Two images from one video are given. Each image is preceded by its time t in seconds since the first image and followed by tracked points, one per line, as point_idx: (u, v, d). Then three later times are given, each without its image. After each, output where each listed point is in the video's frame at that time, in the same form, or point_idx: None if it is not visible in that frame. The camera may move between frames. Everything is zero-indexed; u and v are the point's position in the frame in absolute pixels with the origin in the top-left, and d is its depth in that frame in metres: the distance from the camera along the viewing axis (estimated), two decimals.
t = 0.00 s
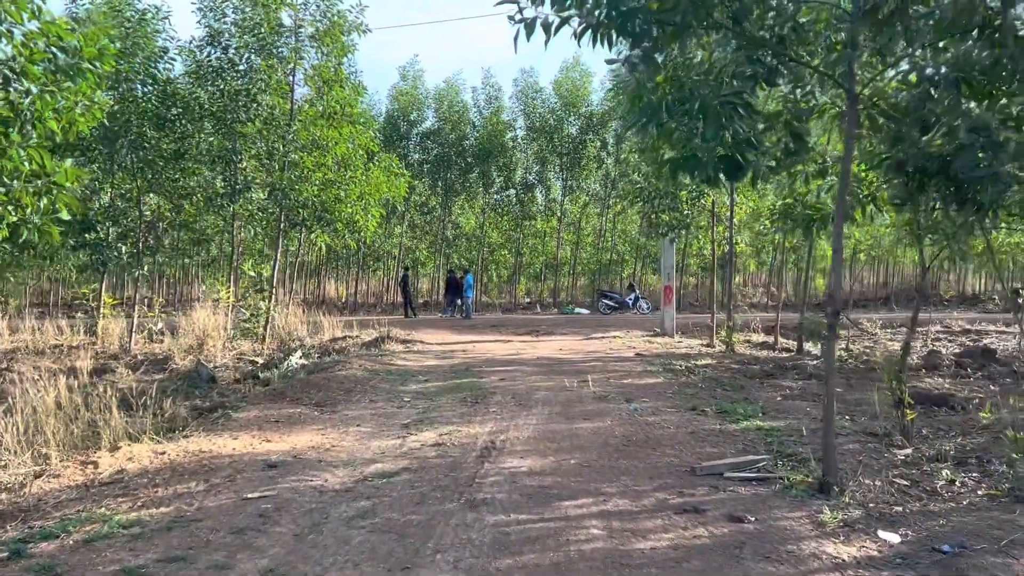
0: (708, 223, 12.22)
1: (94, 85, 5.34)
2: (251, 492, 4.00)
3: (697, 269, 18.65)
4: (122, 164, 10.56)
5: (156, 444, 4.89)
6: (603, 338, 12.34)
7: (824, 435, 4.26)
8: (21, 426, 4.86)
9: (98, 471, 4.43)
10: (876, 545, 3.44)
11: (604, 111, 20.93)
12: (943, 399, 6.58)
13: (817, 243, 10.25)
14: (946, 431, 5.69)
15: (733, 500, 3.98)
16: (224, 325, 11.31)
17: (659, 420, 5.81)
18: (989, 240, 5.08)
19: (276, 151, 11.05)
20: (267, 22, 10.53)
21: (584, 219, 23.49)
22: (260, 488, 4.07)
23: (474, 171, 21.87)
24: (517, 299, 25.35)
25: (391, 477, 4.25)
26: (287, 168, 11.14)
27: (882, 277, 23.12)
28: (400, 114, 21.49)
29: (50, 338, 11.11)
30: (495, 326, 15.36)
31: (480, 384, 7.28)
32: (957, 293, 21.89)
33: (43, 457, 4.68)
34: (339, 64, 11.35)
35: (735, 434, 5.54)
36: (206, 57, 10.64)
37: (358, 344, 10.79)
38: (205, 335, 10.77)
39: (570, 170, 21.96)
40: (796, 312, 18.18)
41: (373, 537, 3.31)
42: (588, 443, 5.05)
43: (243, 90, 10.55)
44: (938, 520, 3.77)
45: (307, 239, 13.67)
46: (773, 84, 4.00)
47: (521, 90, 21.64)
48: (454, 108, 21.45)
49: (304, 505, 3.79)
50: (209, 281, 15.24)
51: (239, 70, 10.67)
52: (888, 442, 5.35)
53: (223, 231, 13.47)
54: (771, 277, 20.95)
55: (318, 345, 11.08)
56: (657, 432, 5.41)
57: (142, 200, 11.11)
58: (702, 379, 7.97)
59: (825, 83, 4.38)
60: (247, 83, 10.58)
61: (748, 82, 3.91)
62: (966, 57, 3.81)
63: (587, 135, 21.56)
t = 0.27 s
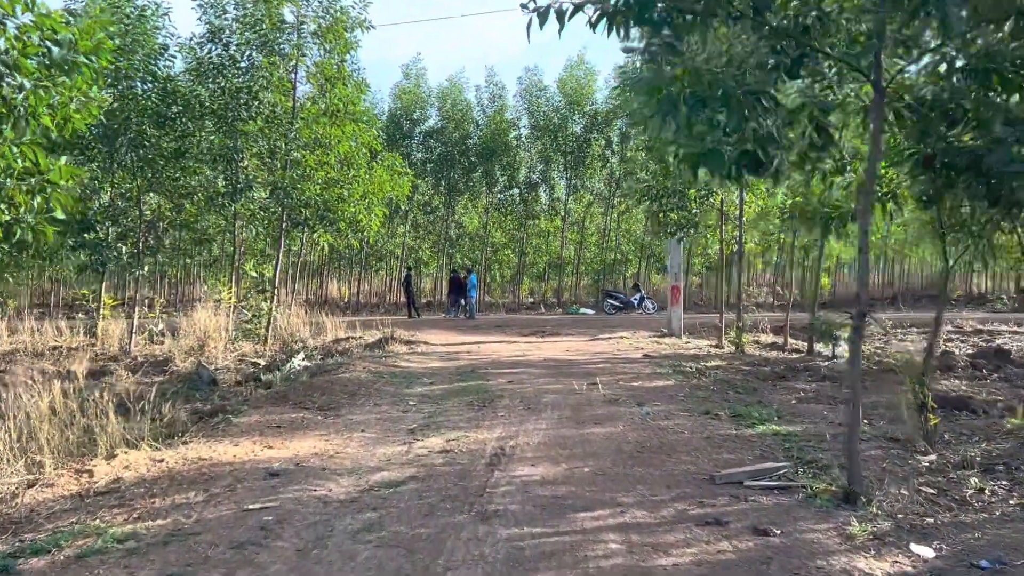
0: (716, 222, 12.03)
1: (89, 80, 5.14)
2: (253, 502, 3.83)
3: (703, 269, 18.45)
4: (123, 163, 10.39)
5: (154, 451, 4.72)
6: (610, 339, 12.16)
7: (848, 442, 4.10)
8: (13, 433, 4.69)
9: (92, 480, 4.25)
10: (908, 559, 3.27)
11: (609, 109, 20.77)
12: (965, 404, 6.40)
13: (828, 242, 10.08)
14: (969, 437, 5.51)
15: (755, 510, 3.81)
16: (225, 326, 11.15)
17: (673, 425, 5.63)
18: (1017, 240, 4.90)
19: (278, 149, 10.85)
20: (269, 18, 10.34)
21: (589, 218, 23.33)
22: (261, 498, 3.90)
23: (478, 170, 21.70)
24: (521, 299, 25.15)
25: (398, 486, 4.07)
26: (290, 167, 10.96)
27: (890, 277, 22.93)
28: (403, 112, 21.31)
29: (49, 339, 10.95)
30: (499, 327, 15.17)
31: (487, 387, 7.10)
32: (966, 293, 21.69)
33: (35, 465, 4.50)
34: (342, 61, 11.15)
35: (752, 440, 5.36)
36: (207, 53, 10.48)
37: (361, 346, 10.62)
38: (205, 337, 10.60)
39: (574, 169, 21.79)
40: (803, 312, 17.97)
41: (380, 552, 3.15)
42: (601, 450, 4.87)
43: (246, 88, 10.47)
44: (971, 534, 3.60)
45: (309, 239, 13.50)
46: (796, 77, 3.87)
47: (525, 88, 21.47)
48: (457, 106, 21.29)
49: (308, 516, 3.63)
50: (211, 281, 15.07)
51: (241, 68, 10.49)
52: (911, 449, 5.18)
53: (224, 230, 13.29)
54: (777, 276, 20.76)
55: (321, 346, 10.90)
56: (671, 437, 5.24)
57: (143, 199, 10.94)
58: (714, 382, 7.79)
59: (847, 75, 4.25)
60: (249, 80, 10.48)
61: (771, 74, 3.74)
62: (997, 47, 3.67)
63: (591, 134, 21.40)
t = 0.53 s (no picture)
0: (725, 222, 11.84)
1: (85, 79, 4.97)
2: (252, 517, 3.68)
3: (709, 270, 18.27)
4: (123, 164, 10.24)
5: (150, 461, 4.57)
6: (617, 342, 11.99)
7: (873, 452, 3.92)
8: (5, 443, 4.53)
9: (86, 492, 4.10)
10: None
11: (614, 109, 20.64)
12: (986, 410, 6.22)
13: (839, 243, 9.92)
14: (992, 445, 5.33)
15: (777, 526, 3.63)
16: (227, 329, 11.02)
17: (686, 433, 5.46)
18: None
19: (280, 150, 10.78)
20: (271, 17, 10.21)
21: (593, 218, 23.17)
22: (260, 513, 3.74)
23: (482, 170, 21.52)
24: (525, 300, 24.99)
25: (403, 499, 3.91)
26: (292, 167, 10.87)
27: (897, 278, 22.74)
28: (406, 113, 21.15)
29: (49, 342, 10.83)
30: (504, 329, 15.01)
31: (493, 393, 6.94)
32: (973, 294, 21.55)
33: (27, 477, 4.35)
34: (345, 60, 11.01)
35: (769, 448, 5.19)
36: (208, 52, 10.36)
37: (365, 349, 10.48)
38: (207, 340, 10.46)
39: (578, 169, 21.64)
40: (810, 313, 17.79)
41: (385, 571, 2.99)
42: (613, 460, 4.71)
43: (247, 87, 10.33)
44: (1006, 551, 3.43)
45: (311, 240, 13.37)
46: (822, 72, 3.65)
47: (529, 88, 21.34)
48: (461, 106, 21.15)
49: (310, 532, 3.47)
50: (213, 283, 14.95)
51: (243, 67, 10.36)
52: (934, 458, 5.00)
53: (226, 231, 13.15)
54: (784, 277, 20.57)
55: (324, 349, 10.76)
56: (685, 446, 5.06)
57: (143, 200, 10.80)
58: (725, 386, 7.61)
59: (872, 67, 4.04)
60: (251, 79, 10.33)
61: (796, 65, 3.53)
62: None
63: (596, 134, 21.25)
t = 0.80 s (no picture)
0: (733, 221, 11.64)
1: (78, 72, 4.73)
2: (247, 528, 3.51)
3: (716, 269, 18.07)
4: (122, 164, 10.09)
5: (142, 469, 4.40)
6: (623, 343, 11.80)
7: (897, 460, 3.73)
8: None
9: (74, 502, 3.93)
10: None
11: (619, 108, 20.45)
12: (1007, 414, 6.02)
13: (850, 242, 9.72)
14: (1016, 450, 5.14)
15: (798, 538, 3.44)
16: (228, 331, 10.87)
17: (698, 437, 5.27)
18: None
19: (281, 149, 10.66)
20: (272, 13, 10.01)
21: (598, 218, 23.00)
22: (254, 524, 3.56)
23: (485, 170, 21.32)
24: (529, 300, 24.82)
25: (405, 508, 3.74)
26: (293, 166, 10.74)
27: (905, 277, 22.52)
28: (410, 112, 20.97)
29: (48, 344, 10.69)
30: (508, 329, 14.84)
31: (498, 395, 6.76)
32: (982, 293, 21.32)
33: (14, 485, 4.18)
34: (347, 57, 10.81)
35: (784, 453, 5.00)
36: (208, 50, 10.18)
37: (367, 350, 10.32)
38: (207, 341, 10.31)
39: (583, 168, 21.47)
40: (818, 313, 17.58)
41: None
42: (623, 466, 4.53)
43: (246, 86, 10.13)
44: None
45: (313, 240, 13.23)
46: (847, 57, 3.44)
47: (534, 87, 21.20)
48: (465, 105, 21.00)
49: (306, 545, 3.30)
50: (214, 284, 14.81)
51: (245, 65, 10.13)
52: (957, 463, 4.81)
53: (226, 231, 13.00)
54: (791, 277, 20.37)
55: (326, 351, 10.60)
56: (698, 452, 4.86)
57: (143, 200, 10.65)
58: (735, 388, 7.42)
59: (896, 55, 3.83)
60: (252, 78, 10.14)
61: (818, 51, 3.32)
62: None
63: (601, 133, 21.08)
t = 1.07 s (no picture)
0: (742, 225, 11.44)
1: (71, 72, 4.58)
2: (241, 549, 3.33)
3: (723, 274, 17.88)
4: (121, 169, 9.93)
5: (134, 485, 4.23)
6: (630, 349, 11.61)
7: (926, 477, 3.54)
8: None
9: (62, 521, 3.75)
10: None
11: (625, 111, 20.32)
12: None
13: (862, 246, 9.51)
14: None
15: (824, 562, 3.24)
16: (230, 337, 10.73)
17: (712, 450, 5.08)
18: None
19: (283, 153, 10.55)
20: (273, 15, 9.95)
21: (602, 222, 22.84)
22: (249, 545, 3.38)
23: (490, 174, 21.18)
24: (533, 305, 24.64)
25: (408, 528, 3.56)
26: (296, 169, 10.62)
27: (913, 281, 22.31)
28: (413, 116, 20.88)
29: (47, 350, 10.54)
30: (513, 335, 14.65)
31: (504, 405, 6.58)
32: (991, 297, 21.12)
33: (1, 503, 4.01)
34: (349, 59, 10.72)
35: (802, 468, 4.80)
36: (208, 52, 10.11)
37: (370, 357, 10.15)
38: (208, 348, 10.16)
39: (588, 172, 21.33)
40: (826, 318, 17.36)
41: None
42: (635, 481, 4.34)
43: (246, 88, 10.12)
44: None
45: (315, 245, 13.07)
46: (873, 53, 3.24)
47: (538, 90, 21.09)
48: (469, 109, 20.85)
49: (303, 569, 3.12)
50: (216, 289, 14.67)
51: (245, 68, 10.12)
52: (983, 479, 4.61)
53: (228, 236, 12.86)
54: (798, 281, 20.16)
55: (328, 357, 10.44)
56: (713, 466, 4.67)
57: (143, 204, 10.52)
58: (747, 397, 7.22)
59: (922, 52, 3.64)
60: (253, 80, 10.12)
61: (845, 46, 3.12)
62: None
63: (606, 136, 20.93)
